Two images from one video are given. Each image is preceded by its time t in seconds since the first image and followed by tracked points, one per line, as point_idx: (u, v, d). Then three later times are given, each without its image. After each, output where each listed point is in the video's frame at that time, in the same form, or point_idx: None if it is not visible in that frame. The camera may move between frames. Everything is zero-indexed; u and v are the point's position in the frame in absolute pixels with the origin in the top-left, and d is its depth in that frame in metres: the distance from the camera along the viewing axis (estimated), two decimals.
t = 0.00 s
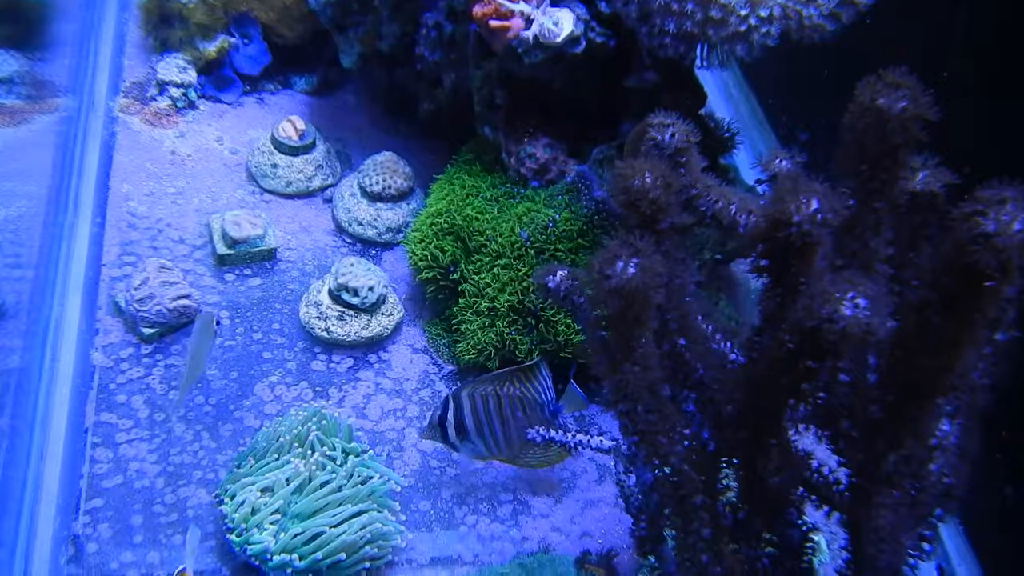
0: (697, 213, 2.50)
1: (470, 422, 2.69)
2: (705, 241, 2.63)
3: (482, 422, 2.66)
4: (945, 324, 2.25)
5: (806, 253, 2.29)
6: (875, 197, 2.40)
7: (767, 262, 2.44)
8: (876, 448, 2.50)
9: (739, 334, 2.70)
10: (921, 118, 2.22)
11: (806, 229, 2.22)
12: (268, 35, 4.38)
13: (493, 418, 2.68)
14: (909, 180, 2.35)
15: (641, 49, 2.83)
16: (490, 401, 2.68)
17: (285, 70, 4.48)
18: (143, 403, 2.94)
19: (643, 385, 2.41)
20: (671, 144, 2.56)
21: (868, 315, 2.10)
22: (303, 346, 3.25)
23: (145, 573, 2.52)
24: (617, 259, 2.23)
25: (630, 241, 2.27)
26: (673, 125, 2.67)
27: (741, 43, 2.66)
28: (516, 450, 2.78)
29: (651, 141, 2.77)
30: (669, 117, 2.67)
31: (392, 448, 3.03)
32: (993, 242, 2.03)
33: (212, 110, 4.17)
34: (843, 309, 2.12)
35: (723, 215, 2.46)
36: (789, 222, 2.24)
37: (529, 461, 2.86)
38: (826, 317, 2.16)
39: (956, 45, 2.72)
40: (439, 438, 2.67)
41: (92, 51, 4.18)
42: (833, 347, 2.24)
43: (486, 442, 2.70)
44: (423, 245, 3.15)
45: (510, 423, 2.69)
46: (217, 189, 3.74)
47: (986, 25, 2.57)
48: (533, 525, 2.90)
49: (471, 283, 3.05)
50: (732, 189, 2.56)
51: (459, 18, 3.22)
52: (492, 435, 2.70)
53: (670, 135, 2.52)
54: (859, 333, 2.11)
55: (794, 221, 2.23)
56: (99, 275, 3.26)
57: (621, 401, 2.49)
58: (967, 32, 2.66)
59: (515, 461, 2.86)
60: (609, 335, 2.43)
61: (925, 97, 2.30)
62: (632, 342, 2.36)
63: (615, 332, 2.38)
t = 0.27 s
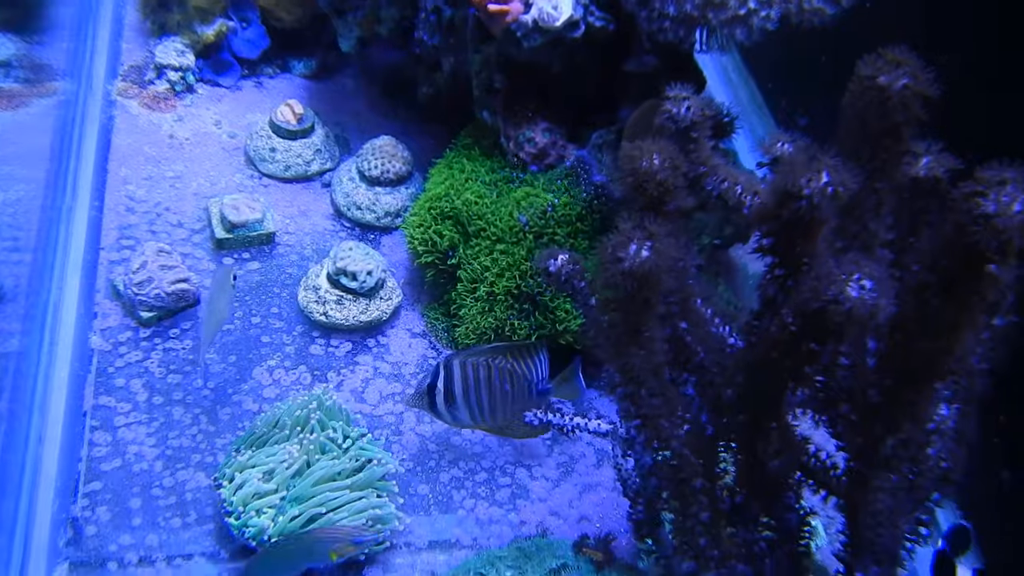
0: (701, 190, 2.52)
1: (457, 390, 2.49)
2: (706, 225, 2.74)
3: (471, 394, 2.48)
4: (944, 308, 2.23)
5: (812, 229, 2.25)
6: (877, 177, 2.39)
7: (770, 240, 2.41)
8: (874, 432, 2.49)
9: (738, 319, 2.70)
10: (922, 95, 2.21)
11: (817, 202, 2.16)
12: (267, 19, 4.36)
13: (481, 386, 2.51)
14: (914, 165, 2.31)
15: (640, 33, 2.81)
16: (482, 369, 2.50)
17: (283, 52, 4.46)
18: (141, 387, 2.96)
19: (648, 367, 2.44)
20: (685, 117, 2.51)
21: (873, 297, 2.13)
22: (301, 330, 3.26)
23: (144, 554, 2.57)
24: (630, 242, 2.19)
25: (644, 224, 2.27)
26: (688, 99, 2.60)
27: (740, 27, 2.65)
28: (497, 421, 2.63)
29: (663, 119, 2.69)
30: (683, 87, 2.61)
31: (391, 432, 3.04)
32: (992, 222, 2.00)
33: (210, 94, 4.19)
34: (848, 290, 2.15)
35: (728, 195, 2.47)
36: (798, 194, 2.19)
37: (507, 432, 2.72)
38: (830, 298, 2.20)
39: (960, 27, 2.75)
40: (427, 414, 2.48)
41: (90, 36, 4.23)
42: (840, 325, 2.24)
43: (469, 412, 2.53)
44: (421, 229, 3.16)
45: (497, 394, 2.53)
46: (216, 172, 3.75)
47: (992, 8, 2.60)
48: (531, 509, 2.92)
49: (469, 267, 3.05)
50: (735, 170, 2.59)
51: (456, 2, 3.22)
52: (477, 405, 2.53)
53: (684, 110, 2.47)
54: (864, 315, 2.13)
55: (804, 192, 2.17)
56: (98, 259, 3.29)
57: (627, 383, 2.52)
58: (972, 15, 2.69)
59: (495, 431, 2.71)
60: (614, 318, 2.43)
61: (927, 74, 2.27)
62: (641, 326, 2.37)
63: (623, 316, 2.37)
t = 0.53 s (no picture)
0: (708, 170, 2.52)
1: (440, 364, 2.51)
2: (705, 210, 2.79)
3: (454, 368, 2.51)
4: (940, 289, 2.22)
5: (808, 207, 2.35)
6: (875, 159, 2.33)
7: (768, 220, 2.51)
8: (869, 413, 2.47)
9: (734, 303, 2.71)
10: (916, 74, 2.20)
11: (815, 172, 2.25)
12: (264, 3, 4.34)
13: (464, 361, 2.53)
14: (916, 149, 2.24)
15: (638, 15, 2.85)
16: (465, 343, 2.52)
17: (280, 35, 4.46)
18: (137, 370, 2.98)
19: (649, 346, 2.44)
20: (699, 88, 2.49)
21: (874, 272, 2.10)
22: (298, 313, 3.30)
23: (140, 537, 2.60)
24: (642, 216, 2.23)
25: (656, 199, 2.29)
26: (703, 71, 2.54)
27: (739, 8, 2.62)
28: (479, 393, 2.68)
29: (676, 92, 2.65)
30: (696, 59, 2.59)
31: (387, 416, 3.07)
32: (987, 202, 2.01)
33: (206, 76, 4.20)
34: (850, 265, 2.12)
35: (732, 172, 2.51)
36: (798, 165, 2.29)
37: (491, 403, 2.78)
38: (833, 274, 2.17)
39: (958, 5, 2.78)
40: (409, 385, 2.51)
41: (85, 19, 4.24)
42: (842, 300, 2.22)
43: (452, 386, 2.57)
44: (419, 213, 3.17)
45: (479, 369, 2.57)
46: (212, 155, 3.79)
47: None
48: (527, 493, 2.95)
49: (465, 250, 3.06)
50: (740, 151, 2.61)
51: None
52: (459, 379, 2.56)
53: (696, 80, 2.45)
54: (866, 289, 2.11)
55: (804, 163, 2.27)
56: (93, 242, 3.31)
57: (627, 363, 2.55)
58: None
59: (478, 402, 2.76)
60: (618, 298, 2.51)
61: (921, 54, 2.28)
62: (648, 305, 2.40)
63: (632, 300, 2.42)
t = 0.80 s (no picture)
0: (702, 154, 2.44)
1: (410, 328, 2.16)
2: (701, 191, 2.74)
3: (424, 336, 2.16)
4: (934, 273, 2.20)
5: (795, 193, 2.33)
6: (864, 143, 2.37)
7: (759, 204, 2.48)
8: (864, 395, 2.48)
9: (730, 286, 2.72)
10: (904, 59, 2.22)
11: (801, 158, 2.25)
12: None
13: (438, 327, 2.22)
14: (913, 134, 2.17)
15: None
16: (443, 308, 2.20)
17: (276, 18, 4.48)
18: (133, 353, 3.01)
19: (646, 325, 2.46)
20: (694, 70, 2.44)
21: (867, 252, 2.12)
22: (295, 297, 3.30)
23: (138, 519, 2.66)
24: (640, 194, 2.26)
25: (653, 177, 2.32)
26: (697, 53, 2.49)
27: None
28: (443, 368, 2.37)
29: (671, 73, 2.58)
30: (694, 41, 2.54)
31: (385, 398, 3.08)
32: (976, 190, 1.98)
33: (202, 58, 4.20)
34: (844, 245, 2.13)
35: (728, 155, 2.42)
36: (782, 151, 2.27)
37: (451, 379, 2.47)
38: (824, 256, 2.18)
39: None
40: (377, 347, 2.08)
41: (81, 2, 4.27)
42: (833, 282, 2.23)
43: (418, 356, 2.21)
44: (415, 195, 3.26)
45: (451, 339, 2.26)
46: (208, 138, 3.78)
47: None
48: (524, 475, 3.01)
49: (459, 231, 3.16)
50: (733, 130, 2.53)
51: None
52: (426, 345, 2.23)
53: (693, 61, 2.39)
54: (859, 270, 2.14)
55: (788, 148, 2.26)
56: (90, 226, 3.32)
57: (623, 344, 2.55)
58: None
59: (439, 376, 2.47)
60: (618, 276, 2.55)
61: (911, 36, 2.30)
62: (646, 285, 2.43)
63: (631, 278, 2.46)
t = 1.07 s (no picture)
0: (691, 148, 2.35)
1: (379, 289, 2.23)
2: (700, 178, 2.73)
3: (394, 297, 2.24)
4: (930, 260, 2.17)
5: (786, 184, 2.25)
6: (859, 128, 2.44)
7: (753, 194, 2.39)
8: (862, 381, 2.47)
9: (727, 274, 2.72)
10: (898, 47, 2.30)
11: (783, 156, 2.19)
12: None
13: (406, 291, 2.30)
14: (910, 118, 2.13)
15: None
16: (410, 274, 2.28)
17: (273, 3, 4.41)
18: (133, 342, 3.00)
19: (640, 311, 2.46)
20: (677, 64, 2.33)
21: (859, 241, 2.14)
22: (291, 285, 3.30)
23: (136, 507, 2.71)
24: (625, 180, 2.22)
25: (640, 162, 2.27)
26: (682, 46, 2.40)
27: None
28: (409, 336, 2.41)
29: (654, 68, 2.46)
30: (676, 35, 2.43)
31: (382, 384, 3.13)
32: (971, 180, 1.93)
33: (198, 45, 4.17)
34: (835, 233, 2.15)
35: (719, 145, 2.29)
36: (765, 149, 2.22)
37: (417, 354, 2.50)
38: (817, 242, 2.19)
39: None
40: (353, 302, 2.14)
41: None
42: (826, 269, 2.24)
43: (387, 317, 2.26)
44: (413, 182, 3.26)
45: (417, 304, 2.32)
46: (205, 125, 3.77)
47: None
48: (523, 462, 3.02)
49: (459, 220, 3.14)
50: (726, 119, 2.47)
51: None
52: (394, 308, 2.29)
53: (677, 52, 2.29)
54: (852, 257, 2.15)
55: (771, 146, 2.20)
56: (86, 213, 3.35)
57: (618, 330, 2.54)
58: None
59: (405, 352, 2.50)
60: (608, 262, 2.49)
61: (905, 23, 2.31)
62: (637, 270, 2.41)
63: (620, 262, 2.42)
